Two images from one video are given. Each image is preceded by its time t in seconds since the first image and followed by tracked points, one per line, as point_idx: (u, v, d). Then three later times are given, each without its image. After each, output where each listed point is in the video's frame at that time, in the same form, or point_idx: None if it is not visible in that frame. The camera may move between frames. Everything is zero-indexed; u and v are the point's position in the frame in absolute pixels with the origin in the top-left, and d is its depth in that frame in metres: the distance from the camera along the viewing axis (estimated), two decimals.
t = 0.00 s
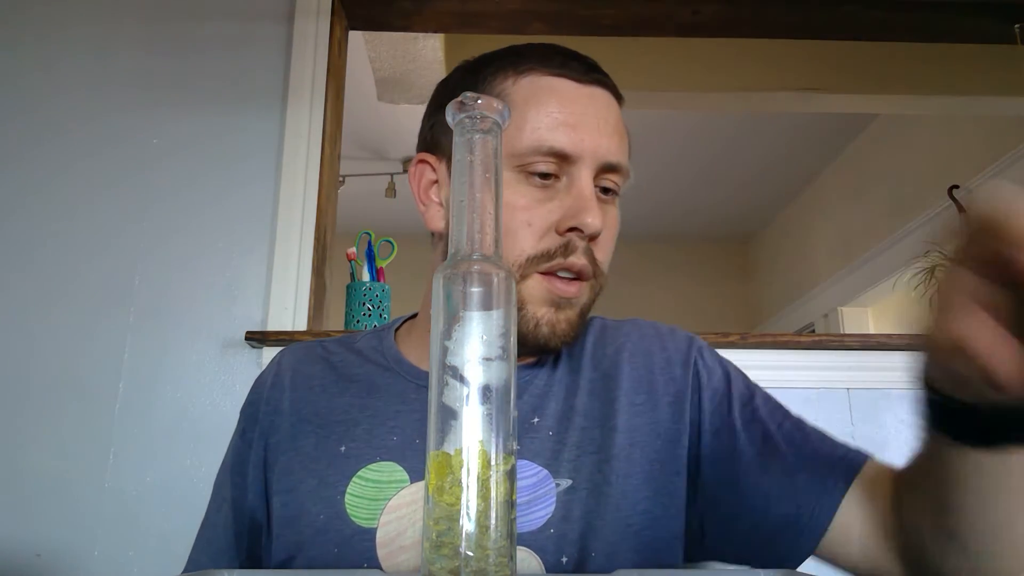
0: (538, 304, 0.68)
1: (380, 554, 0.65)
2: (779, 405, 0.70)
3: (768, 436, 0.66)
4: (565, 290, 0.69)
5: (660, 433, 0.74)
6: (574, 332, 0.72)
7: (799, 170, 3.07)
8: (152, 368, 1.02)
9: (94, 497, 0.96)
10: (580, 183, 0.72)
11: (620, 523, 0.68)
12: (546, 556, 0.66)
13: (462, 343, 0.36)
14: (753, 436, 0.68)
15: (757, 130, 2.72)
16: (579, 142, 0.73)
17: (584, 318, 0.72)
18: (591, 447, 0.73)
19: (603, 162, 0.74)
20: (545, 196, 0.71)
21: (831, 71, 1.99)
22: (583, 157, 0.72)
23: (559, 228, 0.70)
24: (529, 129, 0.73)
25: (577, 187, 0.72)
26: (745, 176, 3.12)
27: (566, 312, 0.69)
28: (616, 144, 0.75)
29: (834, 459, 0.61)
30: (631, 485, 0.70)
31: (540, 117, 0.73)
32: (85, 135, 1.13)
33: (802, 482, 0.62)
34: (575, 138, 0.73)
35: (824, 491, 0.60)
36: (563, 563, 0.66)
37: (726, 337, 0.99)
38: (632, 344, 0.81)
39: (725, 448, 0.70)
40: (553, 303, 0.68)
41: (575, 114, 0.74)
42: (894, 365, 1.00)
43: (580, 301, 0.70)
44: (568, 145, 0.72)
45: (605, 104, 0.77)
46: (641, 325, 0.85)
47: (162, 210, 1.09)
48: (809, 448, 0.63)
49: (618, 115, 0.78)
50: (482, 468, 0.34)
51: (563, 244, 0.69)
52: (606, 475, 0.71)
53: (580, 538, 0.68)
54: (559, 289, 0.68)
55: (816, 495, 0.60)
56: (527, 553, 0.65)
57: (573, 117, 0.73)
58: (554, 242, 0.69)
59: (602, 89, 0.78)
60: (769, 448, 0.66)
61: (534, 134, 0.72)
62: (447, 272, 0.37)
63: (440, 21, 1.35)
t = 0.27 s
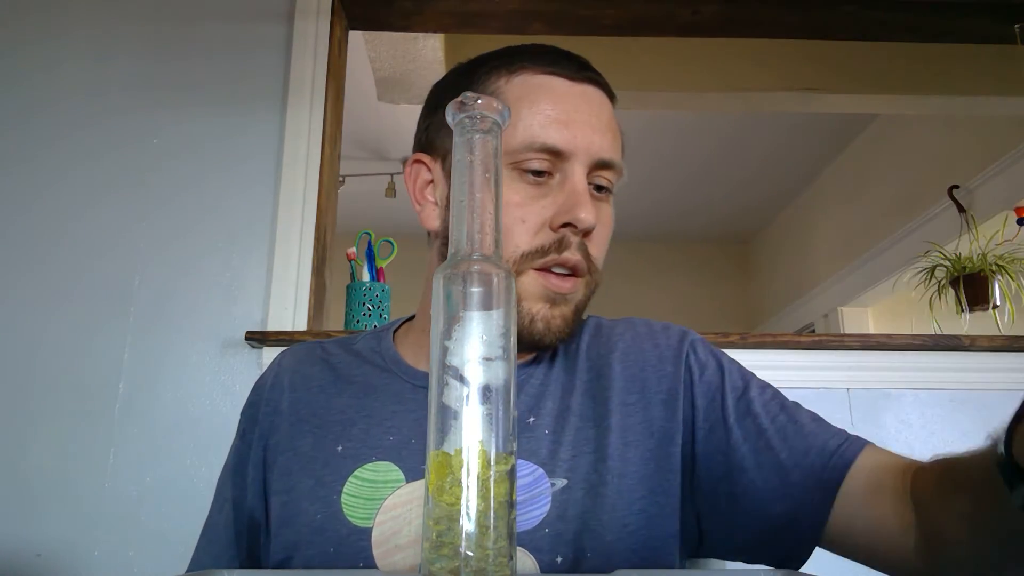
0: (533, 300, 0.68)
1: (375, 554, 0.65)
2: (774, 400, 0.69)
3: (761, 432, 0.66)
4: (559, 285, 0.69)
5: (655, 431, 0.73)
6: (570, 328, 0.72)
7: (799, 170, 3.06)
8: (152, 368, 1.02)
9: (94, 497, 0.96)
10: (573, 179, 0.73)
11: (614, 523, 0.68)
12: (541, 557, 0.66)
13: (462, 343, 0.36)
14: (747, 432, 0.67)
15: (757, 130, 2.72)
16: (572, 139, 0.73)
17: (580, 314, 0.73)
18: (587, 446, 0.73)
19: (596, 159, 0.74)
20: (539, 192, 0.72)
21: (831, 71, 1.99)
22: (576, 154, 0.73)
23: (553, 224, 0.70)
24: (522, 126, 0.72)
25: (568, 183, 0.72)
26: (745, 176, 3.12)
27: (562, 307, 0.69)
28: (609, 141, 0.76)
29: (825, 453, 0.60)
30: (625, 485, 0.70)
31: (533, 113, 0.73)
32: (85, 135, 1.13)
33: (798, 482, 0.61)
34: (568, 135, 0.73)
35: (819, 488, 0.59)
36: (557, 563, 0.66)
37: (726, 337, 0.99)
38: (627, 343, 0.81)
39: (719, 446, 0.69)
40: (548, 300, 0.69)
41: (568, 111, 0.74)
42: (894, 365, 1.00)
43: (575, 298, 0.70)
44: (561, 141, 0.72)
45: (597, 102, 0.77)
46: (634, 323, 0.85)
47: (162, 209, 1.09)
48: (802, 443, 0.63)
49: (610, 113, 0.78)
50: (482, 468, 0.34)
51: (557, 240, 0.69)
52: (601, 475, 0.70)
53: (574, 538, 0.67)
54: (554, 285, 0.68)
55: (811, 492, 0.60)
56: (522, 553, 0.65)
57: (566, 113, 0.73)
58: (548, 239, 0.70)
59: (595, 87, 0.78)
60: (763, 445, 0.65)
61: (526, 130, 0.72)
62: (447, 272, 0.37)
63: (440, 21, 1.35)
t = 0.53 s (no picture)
0: (526, 296, 0.68)
1: (370, 554, 0.65)
2: (770, 394, 0.69)
3: (758, 428, 0.66)
4: (551, 281, 0.69)
5: (650, 429, 0.73)
6: (563, 324, 0.72)
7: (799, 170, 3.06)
8: (151, 368, 1.02)
9: (94, 497, 0.96)
10: (564, 175, 0.72)
11: (610, 521, 0.68)
12: (537, 556, 0.66)
13: (462, 343, 0.36)
14: (743, 428, 0.67)
15: (756, 130, 2.72)
16: (563, 136, 0.73)
17: (573, 310, 0.72)
18: (582, 445, 0.73)
19: (587, 155, 0.74)
20: (530, 188, 0.72)
21: (830, 72, 1.99)
22: (567, 149, 0.73)
23: (544, 219, 0.70)
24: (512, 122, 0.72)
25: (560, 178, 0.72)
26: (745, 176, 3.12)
27: (554, 302, 0.69)
28: (600, 137, 0.76)
29: (824, 445, 0.60)
30: (620, 483, 0.70)
31: (524, 109, 0.73)
32: (85, 135, 1.13)
33: (795, 477, 0.61)
34: (559, 131, 0.73)
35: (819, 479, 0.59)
36: (552, 562, 0.66)
37: (726, 337, 0.99)
38: (622, 341, 0.81)
39: (716, 443, 0.69)
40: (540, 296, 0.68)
41: (557, 106, 0.73)
42: (894, 365, 1.00)
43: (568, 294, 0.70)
44: (552, 137, 0.72)
45: (588, 97, 0.77)
46: (629, 322, 0.85)
47: (162, 209, 1.09)
48: (799, 437, 0.62)
49: (601, 108, 0.78)
50: (482, 468, 0.34)
51: (548, 236, 0.69)
52: (596, 473, 0.70)
53: (570, 536, 0.67)
54: (546, 280, 0.68)
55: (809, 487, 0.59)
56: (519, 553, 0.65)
57: (556, 110, 0.73)
58: (539, 234, 0.70)
59: (586, 83, 0.78)
60: (760, 441, 0.65)
61: (516, 126, 0.72)
62: (446, 272, 0.37)
63: (440, 21, 1.35)
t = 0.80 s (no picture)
0: (522, 294, 0.68)
1: (370, 555, 0.65)
2: (767, 381, 0.69)
3: (757, 415, 0.66)
4: (547, 280, 0.69)
5: (648, 425, 0.73)
6: (559, 322, 0.72)
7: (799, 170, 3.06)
8: (151, 368, 1.02)
9: (94, 497, 0.96)
10: (560, 173, 0.72)
11: (610, 517, 0.68)
12: (537, 555, 0.66)
13: (462, 343, 0.36)
14: (742, 417, 0.67)
15: (756, 130, 2.72)
16: (558, 134, 0.72)
17: (569, 309, 0.73)
18: (580, 442, 0.73)
19: (582, 154, 0.74)
20: (525, 187, 0.71)
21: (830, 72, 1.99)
22: (562, 147, 0.73)
23: (540, 218, 0.70)
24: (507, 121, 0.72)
25: (556, 177, 0.72)
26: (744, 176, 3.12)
27: (550, 301, 0.69)
28: (595, 135, 0.76)
29: (824, 426, 0.60)
30: (619, 480, 0.70)
31: (518, 108, 0.73)
32: (85, 135, 1.13)
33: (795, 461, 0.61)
34: (554, 130, 0.72)
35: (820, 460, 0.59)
36: (552, 560, 0.66)
37: (726, 338, 0.99)
38: (618, 337, 0.81)
39: (715, 434, 0.69)
40: (536, 296, 0.69)
41: (552, 105, 0.73)
42: (894, 365, 1.00)
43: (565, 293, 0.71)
44: (546, 136, 0.72)
45: (582, 96, 0.77)
46: (625, 318, 0.85)
47: (162, 210, 1.09)
48: (798, 421, 0.62)
49: (596, 107, 0.78)
50: (482, 468, 0.34)
51: (543, 235, 0.69)
52: (594, 470, 0.71)
53: (570, 535, 0.67)
54: (541, 279, 0.69)
55: (809, 471, 0.59)
56: (519, 550, 0.65)
57: (551, 108, 0.73)
58: (534, 233, 0.70)
59: (580, 81, 0.78)
60: (759, 427, 0.65)
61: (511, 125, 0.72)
62: (447, 272, 0.37)
63: (440, 21, 1.35)
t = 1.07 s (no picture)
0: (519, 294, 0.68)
1: (369, 556, 0.65)
2: (764, 375, 0.69)
3: (754, 410, 0.65)
4: (544, 280, 0.69)
5: (645, 423, 0.73)
6: (556, 321, 0.72)
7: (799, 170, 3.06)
8: (151, 368, 1.02)
9: (94, 497, 0.96)
10: (555, 173, 0.72)
11: (608, 516, 0.68)
12: (535, 554, 0.66)
13: (462, 343, 0.36)
14: (739, 412, 0.67)
15: (756, 130, 2.72)
16: (553, 134, 0.72)
17: (566, 307, 0.72)
18: (578, 442, 0.73)
19: (578, 153, 0.74)
20: (521, 186, 0.71)
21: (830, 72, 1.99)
22: (557, 147, 0.73)
23: (536, 218, 0.70)
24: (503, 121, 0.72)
25: (551, 177, 0.72)
26: (744, 176, 3.12)
27: (547, 300, 0.70)
28: (590, 134, 0.76)
29: (821, 419, 0.60)
30: (617, 478, 0.70)
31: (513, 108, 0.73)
32: (86, 135, 1.13)
33: (793, 456, 0.61)
34: (548, 129, 0.72)
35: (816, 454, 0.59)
36: (551, 559, 0.66)
37: (726, 338, 0.99)
38: (615, 335, 0.81)
39: (712, 430, 0.69)
40: (533, 295, 0.69)
41: (547, 105, 0.73)
42: (893, 365, 1.00)
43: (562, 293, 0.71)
44: (541, 135, 0.72)
45: (578, 95, 0.77)
46: (623, 317, 0.85)
47: (162, 210, 1.09)
48: (794, 415, 0.62)
49: (592, 106, 0.78)
50: (482, 468, 0.34)
51: (538, 235, 0.69)
52: (592, 469, 0.71)
53: (568, 534, 0.67)
54: (538, 279, 0.69)
55: (806, 465, 0.59)
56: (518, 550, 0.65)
57: (546, 108, 0.73)
58: (530, 233, 0.69)
59: (575, 81, 0.78)
60: (756, 422, 0.65)
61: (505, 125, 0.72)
62: (447, 272, 0.37)
63: (441, 21, 1.35)
